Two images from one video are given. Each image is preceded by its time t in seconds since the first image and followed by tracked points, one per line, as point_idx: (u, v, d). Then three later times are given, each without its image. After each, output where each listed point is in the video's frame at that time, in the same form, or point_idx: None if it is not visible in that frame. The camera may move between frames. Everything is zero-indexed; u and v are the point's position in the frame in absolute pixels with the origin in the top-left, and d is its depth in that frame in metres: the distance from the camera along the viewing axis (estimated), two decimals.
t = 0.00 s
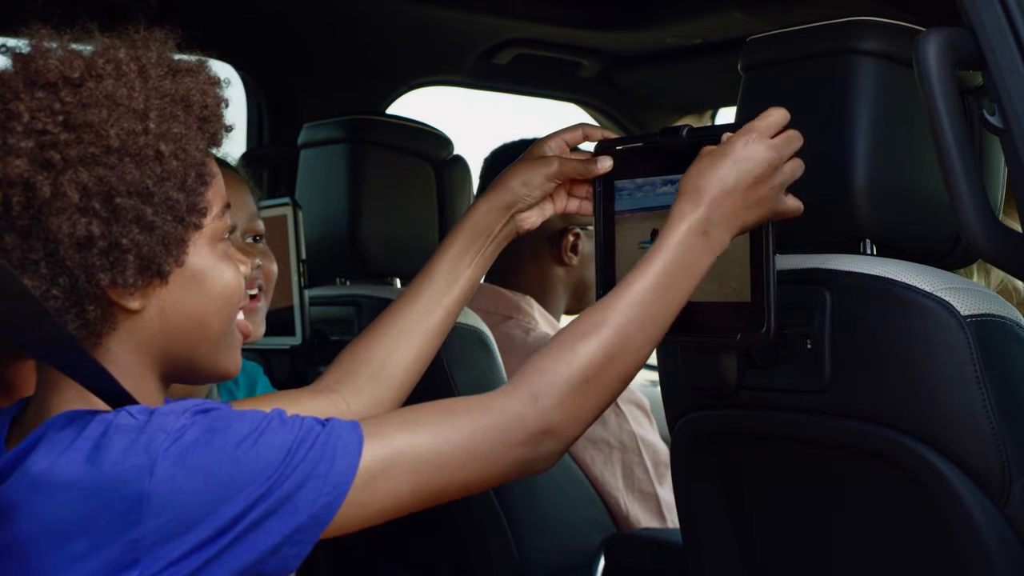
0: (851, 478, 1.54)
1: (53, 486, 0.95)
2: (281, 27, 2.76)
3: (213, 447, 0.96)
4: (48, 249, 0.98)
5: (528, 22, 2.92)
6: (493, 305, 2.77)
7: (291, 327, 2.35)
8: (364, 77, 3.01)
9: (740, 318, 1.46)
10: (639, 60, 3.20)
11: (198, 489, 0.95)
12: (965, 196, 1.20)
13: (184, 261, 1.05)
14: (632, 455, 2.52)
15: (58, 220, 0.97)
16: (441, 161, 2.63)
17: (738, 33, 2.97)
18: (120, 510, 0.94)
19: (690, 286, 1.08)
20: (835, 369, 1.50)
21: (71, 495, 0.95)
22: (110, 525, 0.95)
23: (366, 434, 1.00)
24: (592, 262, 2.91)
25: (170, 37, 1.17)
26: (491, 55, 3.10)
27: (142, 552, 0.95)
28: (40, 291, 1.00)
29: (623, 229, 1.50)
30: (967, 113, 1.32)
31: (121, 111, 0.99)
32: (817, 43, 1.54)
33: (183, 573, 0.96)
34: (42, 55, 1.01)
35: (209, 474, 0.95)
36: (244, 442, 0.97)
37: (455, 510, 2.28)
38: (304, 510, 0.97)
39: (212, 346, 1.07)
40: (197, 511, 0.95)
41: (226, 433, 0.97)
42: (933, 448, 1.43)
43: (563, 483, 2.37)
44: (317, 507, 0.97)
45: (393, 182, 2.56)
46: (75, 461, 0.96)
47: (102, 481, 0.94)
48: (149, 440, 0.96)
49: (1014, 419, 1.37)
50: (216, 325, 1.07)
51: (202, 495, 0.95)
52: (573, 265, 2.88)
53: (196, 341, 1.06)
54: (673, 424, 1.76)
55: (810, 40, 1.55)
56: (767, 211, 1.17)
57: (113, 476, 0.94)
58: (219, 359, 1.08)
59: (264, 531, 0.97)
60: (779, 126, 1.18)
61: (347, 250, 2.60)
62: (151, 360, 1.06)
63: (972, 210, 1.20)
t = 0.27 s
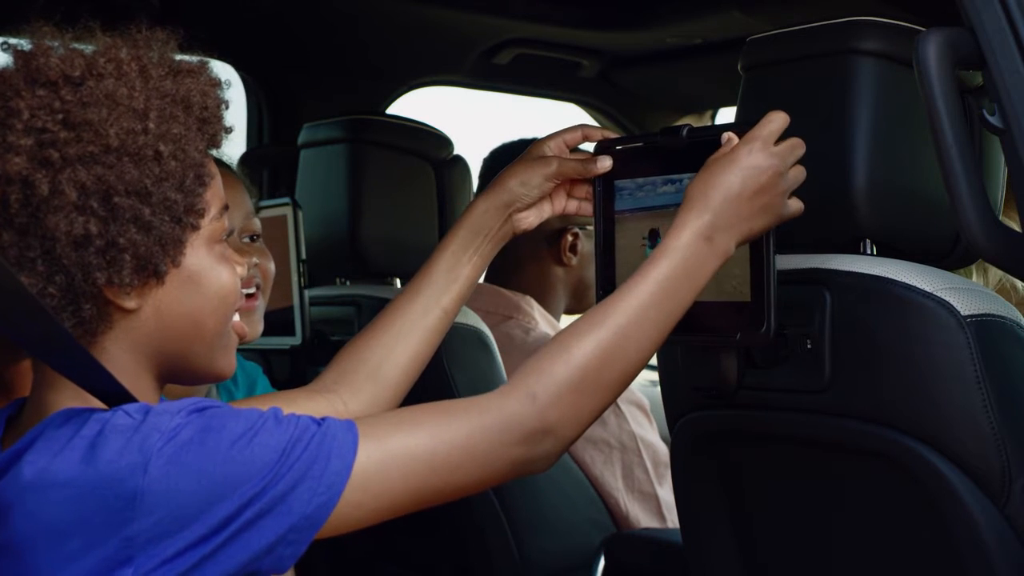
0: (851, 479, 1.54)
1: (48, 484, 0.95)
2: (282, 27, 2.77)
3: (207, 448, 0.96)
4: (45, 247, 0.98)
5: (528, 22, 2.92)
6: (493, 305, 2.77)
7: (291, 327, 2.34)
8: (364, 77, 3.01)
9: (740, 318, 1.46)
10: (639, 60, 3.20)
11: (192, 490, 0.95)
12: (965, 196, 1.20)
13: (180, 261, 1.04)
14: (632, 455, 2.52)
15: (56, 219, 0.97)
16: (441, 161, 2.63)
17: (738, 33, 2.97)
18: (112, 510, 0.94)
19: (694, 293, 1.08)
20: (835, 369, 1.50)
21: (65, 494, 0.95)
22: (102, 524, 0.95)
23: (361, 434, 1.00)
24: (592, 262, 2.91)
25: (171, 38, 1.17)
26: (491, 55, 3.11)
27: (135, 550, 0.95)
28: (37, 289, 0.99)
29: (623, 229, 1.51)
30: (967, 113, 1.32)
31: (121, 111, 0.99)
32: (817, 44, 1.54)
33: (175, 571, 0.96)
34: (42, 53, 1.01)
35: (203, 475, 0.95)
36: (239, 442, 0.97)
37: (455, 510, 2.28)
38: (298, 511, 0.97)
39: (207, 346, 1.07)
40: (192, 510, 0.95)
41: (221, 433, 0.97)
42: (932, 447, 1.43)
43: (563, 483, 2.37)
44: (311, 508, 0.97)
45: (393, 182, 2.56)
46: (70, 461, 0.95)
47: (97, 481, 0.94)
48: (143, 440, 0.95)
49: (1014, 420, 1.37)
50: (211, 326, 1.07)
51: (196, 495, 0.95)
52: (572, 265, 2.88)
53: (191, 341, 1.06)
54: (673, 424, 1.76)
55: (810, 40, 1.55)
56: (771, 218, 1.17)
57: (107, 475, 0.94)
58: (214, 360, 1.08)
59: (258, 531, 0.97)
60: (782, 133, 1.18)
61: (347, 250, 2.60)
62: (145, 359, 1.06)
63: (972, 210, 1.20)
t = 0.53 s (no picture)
0: (852, 479, 1.54)
1: (46, 482, 0.95)
2: (282, 27, 2.77)
3: (205, 449, 0.96)
4: (45, 244, 0.98)
5: (528, 22, 2.92)
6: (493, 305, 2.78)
7: (292, 327, 2.34)
8: (364, 77, 3.00)
9: (741, 318, 1.46)
10: (639, 60, 3.20)
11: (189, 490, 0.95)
12: (965, 196, 1.20)
13: (179, 260, 1.04)
14: (632, 455, 2.52)
15: (57, 215, 0.97)
16: (441, 161, 2.63)
17: (738, 33, 2.97)
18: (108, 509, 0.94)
19: (691, 301, 1.08)
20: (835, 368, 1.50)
21: (62, 492, 0.95)
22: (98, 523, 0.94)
23: (358, 442, 1.00)
24: (591, 262, 2.90)
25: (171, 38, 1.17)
26: (491, 55, 3.11)
27: (130, 552, 0.95)
28: (37, 285, 0.99)
29: (622, 229, 1.51)
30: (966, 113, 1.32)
31: (122, 108, 1.00)
32: (816, 44, 1.54)
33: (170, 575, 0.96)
34: (44, 52, 1.01)
35: (200, 474, 0.95)
36: (236, 444, 0.97)
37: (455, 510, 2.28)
38: (294, 518, 0.97)
39: (205, 347, 1.06)
40: (187, 512, 0.95)
41: (217, 437, 0.97)
42: (931, 446, 1.43)
43: (563, 482, 2.37)
44: (307, 516, 0.97)
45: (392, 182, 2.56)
46: (68, 460, 0.96)
47: (93, 480, 0.94)
48: (140, 440, 0.95)
49: (1014, 420, 1.37)
50: (209, 327, 1.06)
51: (192, 498, 0.95)
52: (571, 265, 2.88)
53: (188, 342, 1.06)
54: (673, 424, 1.76)
55: (810, 40, 1.56)
56: (766, 224, 1.17)
57: (104, 476, 0.94)
58: (212, 361, 1.07)
59: (254, 537, 0.97)
60: (780, 136, 1.17)
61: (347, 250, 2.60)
62: (142, 359, 1.05)
63: (972, 210, 1.20)
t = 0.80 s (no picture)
0: (853, 479, 1.54)
1: (26, 492, 0.83)
2: (281, 27, 2.77)
3: (209, 486, 0.85)
4: (52, 249, 0.90)
5: (528, 22, 2.93)
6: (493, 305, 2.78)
7: (291, 327, 2.33)
8: (364, 77, 3.01)
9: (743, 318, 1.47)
10: (639, 60, 3.20)
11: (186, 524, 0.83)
12: (965, 197, 1.20)
13: (184, 258, 0.98)
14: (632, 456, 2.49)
15: (61, 217, 0.90)
16: (441, 161, 2.64)
17: (738, 33, 2.97)
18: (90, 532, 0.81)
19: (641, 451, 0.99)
20: (835, 368, 1.50)
21: (41, 506, 0.82)
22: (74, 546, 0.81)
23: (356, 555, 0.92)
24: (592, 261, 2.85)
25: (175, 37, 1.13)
26: (491, 54, 3.11)
27: None
28: (42, 289, 0.91)
29: (622, 229, 1.61)
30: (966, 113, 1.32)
31: (126, 104, 0.93)
32: (817, 44, 1.54)
33: None
34: (47, 48, 0.93)
35: (201, 508, 0.84)
36: (242, 498, 0.86)
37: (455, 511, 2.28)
38: None
39: (210, 345, 1.00)
40: (178, 550, 0.82)
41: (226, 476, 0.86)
42: (930, 445, 1.43)
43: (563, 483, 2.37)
44: None
45: (393, 183, 2.57)
46: (52, 467, 0.83)
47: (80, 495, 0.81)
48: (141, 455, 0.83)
49: (1014, 420, 1.37)
50: (214, 327, 1.00)
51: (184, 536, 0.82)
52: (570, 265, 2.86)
53: (193, 341, 0.99)
54: (673, 425, 1.77)
55: (810, 41, 1.56)
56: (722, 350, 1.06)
57: (94, 489, 0.81)
58: (214, 359, 1.01)
59: None
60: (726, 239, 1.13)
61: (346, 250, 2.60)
62: (144, 359, 0.98)
63: (972, 211, 1.20)
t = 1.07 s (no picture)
0: (853, 480, 1.54)
1: (52, 494, 0.90)
2: (282, 27, 2.77)
3: (216, 528, 0.90)
4: (62, 251, 0.97)
5: (528, 22, 2.93)
6: (493, 305, 2.78)
7: (292, 327, 2.32)
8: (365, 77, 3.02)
9: (743, 319, 1.47)
10: (639, 60, 3.20)
11: (186, 557, 0.88)
12: (966, 196, 1.20)
13: (194, 262, 1.07)
14: (632, 455, 2.51)
15: (71, 221, 0.97)
16: (441, 161, 2.64)
17: (738, 33, 2.98)
18: (102, 537, 0.87)
19: None
20: (835, 368, 1.50)
21: (64, 505, 0.89)
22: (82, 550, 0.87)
23: None
24: (591, 262, 2.89)
25: (179, 39, 1.18)
26: (491, 54, 3.11)
27: None
28: (53, 291, 0.98)
29: (622, 228, 1.63)
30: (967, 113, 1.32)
31: (135, 111, 1.01)
32: (817, 44, 1.54)
33: None
34: (54, 55, 1.01)
35: (205, 548, 0.89)
36: (240, 565, 0.91)
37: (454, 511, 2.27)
38: None
39: (218, 346, 1.08)
40: None
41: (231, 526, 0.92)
42: (930, 445, 1.43)
43: (563, 482, 2.37)
44: None
45: (393, 182, 2.57)
46: (82, 474, 0.90)
47: (102, 501, 0.89)
48: (165, 477, 0.91)
49: (1014, 420, 1.38)
50: (223, 326, 1.09)
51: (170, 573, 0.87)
52: (571, 265, 2.86)
53: (202, 344, 1.07)
54: (673, 425, 1.77)
55: (810, 40, 1.55)
56: None
57: (105, 497, 0.89)
58: (223, 359, 1.10)
59: None
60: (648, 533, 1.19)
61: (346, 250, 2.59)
62: (156, 365, 1.05)
63: (972, 211, 1.20)
